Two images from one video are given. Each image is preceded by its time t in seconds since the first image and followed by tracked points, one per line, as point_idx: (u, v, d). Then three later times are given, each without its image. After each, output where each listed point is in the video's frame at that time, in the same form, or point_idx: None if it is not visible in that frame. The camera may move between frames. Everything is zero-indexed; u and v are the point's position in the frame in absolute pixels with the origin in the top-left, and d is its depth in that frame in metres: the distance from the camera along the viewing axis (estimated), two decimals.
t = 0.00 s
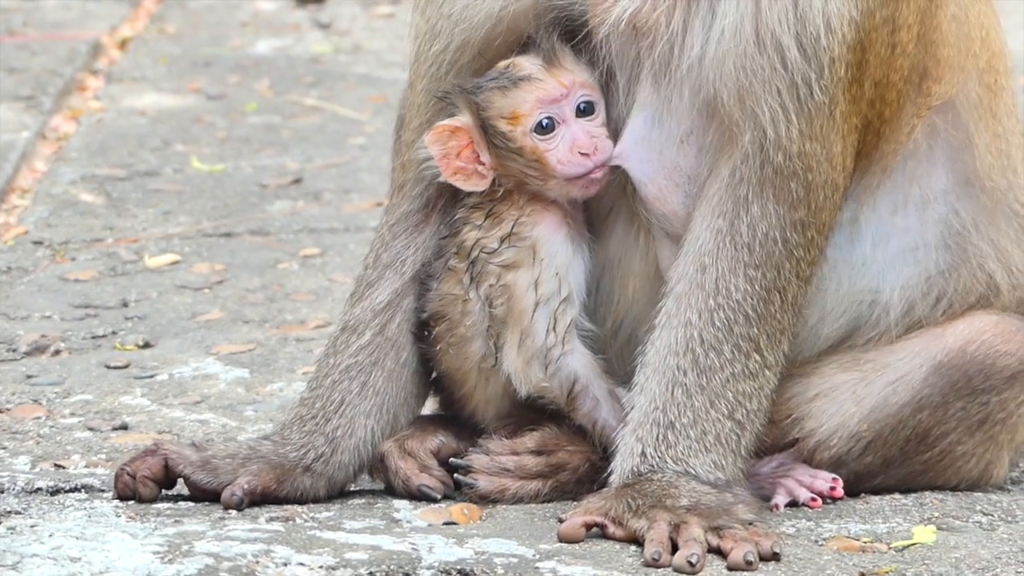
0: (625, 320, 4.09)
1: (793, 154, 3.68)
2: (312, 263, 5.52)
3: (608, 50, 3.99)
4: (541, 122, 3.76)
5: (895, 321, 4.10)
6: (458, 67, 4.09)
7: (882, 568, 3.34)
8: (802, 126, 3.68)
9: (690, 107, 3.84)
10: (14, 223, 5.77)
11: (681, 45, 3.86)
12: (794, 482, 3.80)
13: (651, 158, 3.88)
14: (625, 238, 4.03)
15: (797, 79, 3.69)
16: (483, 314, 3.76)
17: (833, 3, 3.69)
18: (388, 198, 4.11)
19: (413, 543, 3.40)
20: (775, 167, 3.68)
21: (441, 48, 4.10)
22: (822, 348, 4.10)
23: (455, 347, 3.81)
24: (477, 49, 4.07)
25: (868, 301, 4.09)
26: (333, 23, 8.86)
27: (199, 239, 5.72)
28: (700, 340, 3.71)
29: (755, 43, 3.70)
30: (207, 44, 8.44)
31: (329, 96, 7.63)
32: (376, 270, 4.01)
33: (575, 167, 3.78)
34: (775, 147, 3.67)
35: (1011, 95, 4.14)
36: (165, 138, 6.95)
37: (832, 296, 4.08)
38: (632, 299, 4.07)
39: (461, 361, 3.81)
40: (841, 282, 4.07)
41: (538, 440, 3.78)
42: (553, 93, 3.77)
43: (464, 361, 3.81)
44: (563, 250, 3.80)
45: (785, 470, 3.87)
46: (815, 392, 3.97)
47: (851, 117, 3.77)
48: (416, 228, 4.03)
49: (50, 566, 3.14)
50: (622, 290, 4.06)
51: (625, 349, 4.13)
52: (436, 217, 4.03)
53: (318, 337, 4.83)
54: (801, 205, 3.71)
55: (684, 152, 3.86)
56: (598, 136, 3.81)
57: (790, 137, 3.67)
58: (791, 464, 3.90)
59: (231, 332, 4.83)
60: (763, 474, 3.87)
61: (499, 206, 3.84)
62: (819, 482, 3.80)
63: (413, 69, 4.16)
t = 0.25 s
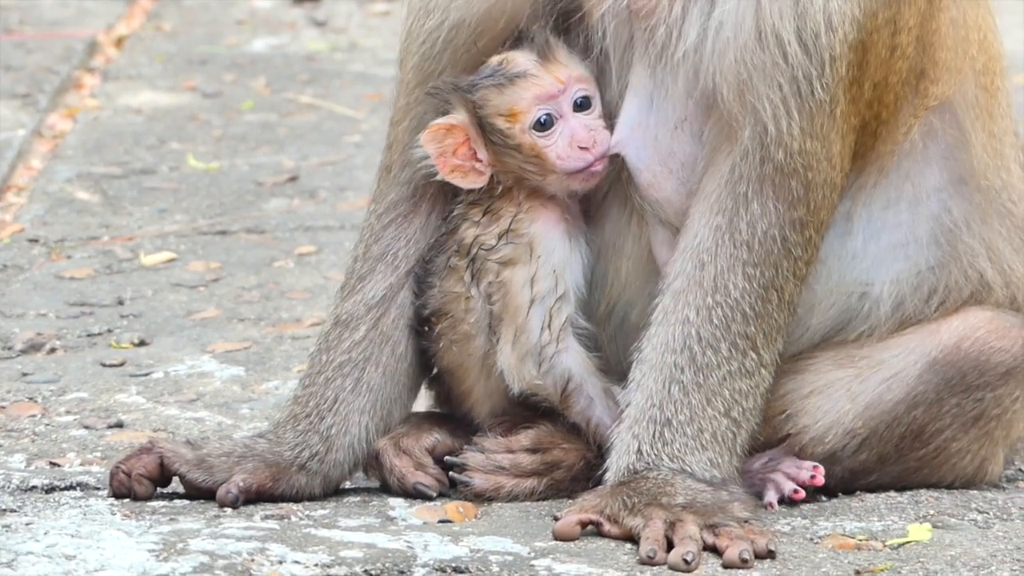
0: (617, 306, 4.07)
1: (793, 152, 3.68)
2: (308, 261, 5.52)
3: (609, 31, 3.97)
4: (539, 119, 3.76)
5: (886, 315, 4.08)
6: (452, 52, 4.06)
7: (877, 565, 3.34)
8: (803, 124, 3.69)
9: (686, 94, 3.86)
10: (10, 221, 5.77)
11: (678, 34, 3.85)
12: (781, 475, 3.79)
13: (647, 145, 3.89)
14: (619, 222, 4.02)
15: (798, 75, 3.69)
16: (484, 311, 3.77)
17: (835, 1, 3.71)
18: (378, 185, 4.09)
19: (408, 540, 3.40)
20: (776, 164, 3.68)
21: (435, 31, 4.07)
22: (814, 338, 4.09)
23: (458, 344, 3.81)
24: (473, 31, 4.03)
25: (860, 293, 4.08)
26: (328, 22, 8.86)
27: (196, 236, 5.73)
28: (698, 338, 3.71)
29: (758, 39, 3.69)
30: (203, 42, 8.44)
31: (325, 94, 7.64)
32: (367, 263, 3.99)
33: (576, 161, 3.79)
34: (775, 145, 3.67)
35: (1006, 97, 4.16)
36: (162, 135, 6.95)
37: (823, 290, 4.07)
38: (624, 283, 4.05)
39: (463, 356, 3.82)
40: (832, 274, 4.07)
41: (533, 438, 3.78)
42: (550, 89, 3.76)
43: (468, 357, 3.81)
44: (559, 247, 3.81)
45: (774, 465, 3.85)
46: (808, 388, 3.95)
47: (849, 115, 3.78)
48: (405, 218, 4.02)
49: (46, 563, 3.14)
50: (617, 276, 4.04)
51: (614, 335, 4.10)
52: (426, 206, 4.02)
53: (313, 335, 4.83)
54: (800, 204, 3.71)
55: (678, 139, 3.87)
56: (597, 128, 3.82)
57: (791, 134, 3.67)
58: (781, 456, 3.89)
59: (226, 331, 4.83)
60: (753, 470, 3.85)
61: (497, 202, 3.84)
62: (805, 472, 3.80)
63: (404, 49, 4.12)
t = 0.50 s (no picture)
0: (622, 300, 4.10)
1: (800, 155, 3.67)
2: (303, 260, 5.53)
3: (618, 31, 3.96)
4: (553, 116, 3.72)
5: (885, 308, 4.09)
6: (459, 45, 3.99)
7: (871, 563, 3.35)
8: (811, 128, 3.68)
9: (692, 91, 3.83)
10: (5, 220, 5.78)
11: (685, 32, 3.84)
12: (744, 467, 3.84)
13: (656, 141, 3.87)
14: (628, 213, 4.02)
15: (807, 79, 3.68)
16: (494, 308, 3.76)
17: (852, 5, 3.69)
18: (374, 172, 4.05)
19: (403, 539, 3.41)
20: (783, 167, 3.67)
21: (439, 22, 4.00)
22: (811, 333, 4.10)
23: (467, 340, 3.81)
24: (480, 24, 3.97)
25: (859, 291, 4.07)
26: (325, 20, 8.86)
27: (191, 235, 5.73)
28: (698, 338, 3.70)
29: (772, 40, 3.67)
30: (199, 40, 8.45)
31: (321, 93, 7.64)
32: (364, 257, 3.96)
33: (588, 159, 3.76)
34: (782, 148, 3.66)
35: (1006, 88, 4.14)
36: (158, 133, 6.96)
37: (825, 285, 4.06)
38: (633, 274, 4.07)
39: (472, 353, 3.82)
40: (835, 268, 4.05)
41: (528, 436, 3.80)
42: (565, 86, 3.72)
43: (475, 352, 3.82)
44: (568, 243, 3.80)
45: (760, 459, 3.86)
46: (802, 385, 3.97)
47: (853, 117, 3.77)
48: (402, 212, 3.98)
49: (41, 562, 3.16)
50: (623, 270, 4.07)
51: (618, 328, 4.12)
52: (421, 198, 3.98)
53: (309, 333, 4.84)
54: (803, 207, 3.71)
55: (684, 136, 3.85)
56: (609, 126, 3.79)
57: (798, 138, 3.66)
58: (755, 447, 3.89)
59: (222, 329, 4.84)
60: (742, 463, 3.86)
61: (505, 199, 3.81)
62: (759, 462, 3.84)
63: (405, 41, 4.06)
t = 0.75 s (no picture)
0: (622, 297, 4.10)
1: (802, 161, 3.69)
2: (295, 262, 5.53)
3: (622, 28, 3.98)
4: (554, 107, 3.74)
5: (879, 306, 4.08)
6: (469, 37, 4.02)
7: (862, 565, 3.36)
8: (814, 134, 3.70)
9: (694, 89, 3.84)
10: None
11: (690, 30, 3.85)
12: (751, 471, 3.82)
13: (655, 137, 3.87)
14: (629, 210, 4.01)
15: (812, 84, 3.70)
16: (483, 302, 3.78)
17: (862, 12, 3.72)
18: (385, 167, 4.05)
19: (395, 541, 3.41)
20: (785, 172, 3.69)
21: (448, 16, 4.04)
22: (804, 330, 4.09)
23: (461, 328, 3.83)
24: (489, 16, 3.99)
25: (856, 288, 4.07)
26: (317, 22, 8.86)
27: (183, 237, 5.73)
28: (693, 340, 3.70)
29: (784, 44, 3.70)
30: (192, 42, 8.45)
31: (313, 94, 7.64)
32: (373, 245, 3.95)
33: (589, 151, 3.77)
34: (784, 152, 3.68)
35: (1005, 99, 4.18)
36: (151, 134, 6.96)
37: (821, 283, 4.05)
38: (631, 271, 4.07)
39: (462, 339, 3.84)
40: (830, 268, 4.05)
41: (519, 437, 3.78)
42: (567, 79, 3.74)
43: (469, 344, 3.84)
44: (560, 240, 3.80)
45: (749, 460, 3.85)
46: (795, 387, 3.96)
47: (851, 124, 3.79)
48: (412, 201, 3.97)
49: (32, 565, 3.17)
50: (625, 267, 4.07)
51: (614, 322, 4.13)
52: (431, 191, 3.98)
53: (301, 336, 4.85)
54: (801, 213, 3.73)
55: (683, 134, 3.85)
56: (612, 120, 3.80)
57: (801, 143, 3.68)
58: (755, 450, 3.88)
59: (213, 331, 4.84)
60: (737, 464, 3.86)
61: (505, 192, 3.83)
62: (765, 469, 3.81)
63: (417, 36, 4.12)
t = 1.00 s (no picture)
0: (609, 302, 4.10)
1: (789, 160, 3.70)
2: (287, 263, 5.53)
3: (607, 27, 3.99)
4: (541, 94, 3.77)
5: (871, 318, 4.09)
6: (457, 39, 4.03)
7: (853, 565, 3.37)
8: (802, 133, 3.71)
9: (683, 90, 3.85)
10: None
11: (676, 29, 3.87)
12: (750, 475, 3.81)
13: (645, 136, 3.90)
14: (617, 213, 4.06)
15: (798, 83, 3.71)
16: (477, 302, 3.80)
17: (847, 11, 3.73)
18: (374, 176, 4.07)
19: (386, 541, 3.42)
20: (773, 171, 3.70)
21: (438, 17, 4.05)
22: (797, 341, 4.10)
23: (457, 329, 3.85)
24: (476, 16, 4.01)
25: (848, 296, 4.08)
26: (309, 22, 8.87)
27: (175, 238, 5.74)
28: (682, 341, 3.71)
29: (770, 43, 3.71)
30: (185, 43, 8.46)
31: (306, 96, 7.65)
32: (364, 254, 3.97)
33: (578, 134, 3.80)
34: (770, 152, 3.69)
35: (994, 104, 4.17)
36: (144, 136, 6.97)
37: (811, 289, 4.07)
38: (619, 277, 4.08)
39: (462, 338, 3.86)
40: (820, 270, 4.07)
41: (511, 437, 3.78)
42: (552, 65, 3.77)
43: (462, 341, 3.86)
44: (554, 235, 3.82)
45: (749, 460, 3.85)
46: (791, 385, 3.97)
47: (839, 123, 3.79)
48: (403, 209, 3.99)
49: (23, 566, 3.19)
50: (609, 270, 4.08)
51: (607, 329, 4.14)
52: (421, 198, 4.00)
53: (293, 337, 4.86)
54: (789, 212, 3.73)
55: (672, 135, 3.88)
56: (597, 104, 3.83)
57: (787, 143, 3.69)
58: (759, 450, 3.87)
59: (205, 332, 4.85)
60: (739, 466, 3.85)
61: (495, 189, 3.84)
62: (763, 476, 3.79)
63: (408, 37, 4.12)
